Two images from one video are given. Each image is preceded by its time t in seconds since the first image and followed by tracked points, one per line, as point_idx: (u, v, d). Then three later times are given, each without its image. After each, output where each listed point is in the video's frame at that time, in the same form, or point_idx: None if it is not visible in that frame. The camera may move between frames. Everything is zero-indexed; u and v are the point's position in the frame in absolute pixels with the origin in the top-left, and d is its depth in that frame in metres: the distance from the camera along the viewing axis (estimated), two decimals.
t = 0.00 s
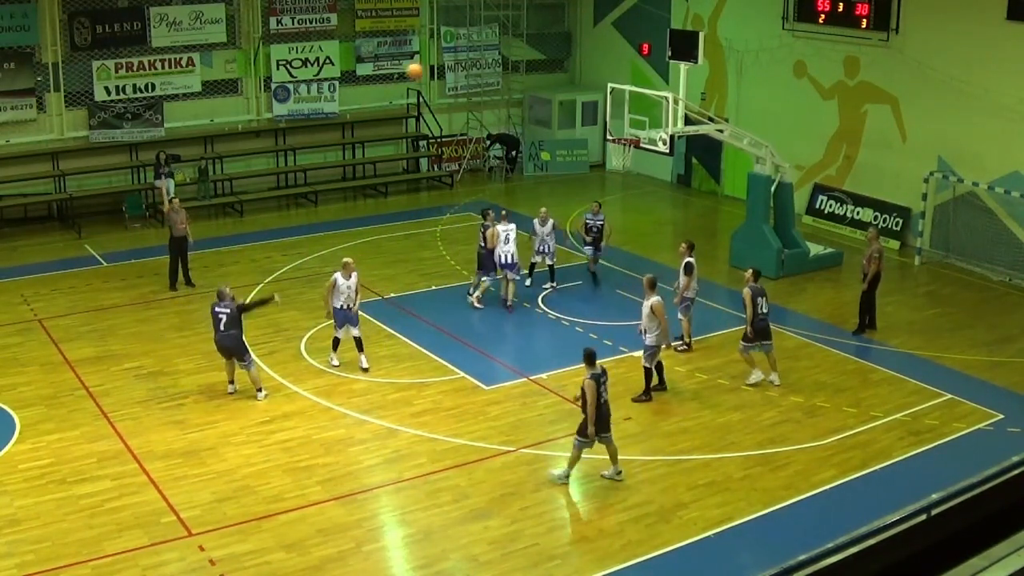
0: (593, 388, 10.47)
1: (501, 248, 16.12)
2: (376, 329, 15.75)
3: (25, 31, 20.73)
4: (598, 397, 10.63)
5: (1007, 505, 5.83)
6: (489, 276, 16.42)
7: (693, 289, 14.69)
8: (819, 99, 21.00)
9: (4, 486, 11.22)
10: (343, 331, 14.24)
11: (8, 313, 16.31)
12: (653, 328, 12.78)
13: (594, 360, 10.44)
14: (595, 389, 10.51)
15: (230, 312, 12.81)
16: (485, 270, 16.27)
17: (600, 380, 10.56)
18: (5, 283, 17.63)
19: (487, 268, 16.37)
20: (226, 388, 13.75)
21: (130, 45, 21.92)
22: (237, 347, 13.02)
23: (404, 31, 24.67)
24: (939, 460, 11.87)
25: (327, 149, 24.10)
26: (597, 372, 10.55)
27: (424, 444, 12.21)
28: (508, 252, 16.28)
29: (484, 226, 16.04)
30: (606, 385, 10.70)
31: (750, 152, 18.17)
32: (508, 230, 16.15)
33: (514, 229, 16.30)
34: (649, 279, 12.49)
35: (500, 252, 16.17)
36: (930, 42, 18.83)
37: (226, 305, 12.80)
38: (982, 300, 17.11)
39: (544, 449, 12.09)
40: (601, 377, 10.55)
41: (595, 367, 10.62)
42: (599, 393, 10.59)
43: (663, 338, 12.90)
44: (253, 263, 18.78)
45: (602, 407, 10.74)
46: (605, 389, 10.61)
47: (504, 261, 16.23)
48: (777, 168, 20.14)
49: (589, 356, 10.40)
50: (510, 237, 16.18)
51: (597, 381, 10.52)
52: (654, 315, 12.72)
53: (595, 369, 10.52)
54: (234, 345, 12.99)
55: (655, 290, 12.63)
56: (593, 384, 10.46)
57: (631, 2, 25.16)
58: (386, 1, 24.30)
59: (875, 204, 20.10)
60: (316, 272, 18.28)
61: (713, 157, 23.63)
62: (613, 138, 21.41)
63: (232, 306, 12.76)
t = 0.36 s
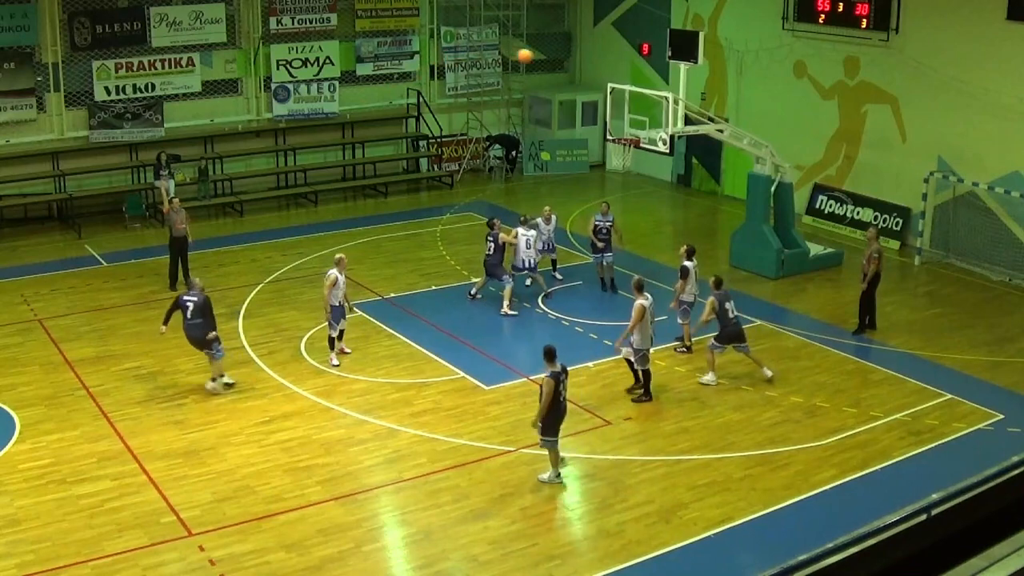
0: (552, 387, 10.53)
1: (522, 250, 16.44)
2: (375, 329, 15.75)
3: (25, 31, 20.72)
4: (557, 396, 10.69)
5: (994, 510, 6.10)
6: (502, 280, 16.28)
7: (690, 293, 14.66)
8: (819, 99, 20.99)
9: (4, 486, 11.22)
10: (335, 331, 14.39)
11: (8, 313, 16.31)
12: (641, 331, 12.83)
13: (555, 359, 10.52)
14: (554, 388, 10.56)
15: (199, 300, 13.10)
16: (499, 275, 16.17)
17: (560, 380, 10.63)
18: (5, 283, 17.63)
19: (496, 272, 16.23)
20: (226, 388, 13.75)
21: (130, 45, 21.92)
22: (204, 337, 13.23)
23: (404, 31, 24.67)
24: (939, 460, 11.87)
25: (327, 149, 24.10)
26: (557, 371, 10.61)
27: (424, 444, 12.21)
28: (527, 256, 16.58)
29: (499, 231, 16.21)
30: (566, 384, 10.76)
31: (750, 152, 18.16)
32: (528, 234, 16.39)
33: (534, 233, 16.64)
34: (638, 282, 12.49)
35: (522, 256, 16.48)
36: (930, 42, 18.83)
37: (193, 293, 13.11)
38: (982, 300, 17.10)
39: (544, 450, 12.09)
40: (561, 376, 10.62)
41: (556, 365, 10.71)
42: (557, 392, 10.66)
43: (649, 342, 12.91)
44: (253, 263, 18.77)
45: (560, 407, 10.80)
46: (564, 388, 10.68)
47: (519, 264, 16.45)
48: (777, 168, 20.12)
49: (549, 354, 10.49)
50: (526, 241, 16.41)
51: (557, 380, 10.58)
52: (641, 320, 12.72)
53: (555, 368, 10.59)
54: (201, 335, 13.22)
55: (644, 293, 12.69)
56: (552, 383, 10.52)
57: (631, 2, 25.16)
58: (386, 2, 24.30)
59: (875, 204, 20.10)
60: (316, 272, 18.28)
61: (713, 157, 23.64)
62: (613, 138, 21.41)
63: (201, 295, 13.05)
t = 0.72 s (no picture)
0: (511, 383, 10.59)
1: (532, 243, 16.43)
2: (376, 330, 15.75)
3: (25, 31, 20.72)
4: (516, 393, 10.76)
5: (995, 510, 6.11)
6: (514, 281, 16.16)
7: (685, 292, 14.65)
8: (819, 99, 20.99)
9: (4, 486, 11.22)
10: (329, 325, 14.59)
11: (8, 313, 16.31)
12: (624, 330, 12.77)
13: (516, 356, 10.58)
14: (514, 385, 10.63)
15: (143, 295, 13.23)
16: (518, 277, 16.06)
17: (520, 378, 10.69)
18: (5, 283, 17.63)
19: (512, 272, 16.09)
20: (226, 388, 13.75)
21: (130, 45, 21.92)
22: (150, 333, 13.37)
23: (404, 30, 24.67)
24: (939, 460, 11.86)
25: (327, 149, 24.11)
26: (517, 368, 10.67)
27: (424, 445, 12.22)
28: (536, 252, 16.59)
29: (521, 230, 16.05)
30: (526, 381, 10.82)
31: (750, 152, 18.16)
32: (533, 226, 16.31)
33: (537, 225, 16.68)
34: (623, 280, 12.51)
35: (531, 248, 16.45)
36: (930, 42, 18.84)
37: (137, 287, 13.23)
38: (982, 300, 17.10)
39: (544, 450, 12.09)
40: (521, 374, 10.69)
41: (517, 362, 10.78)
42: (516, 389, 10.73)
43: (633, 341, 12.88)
44: (253, 263, 18.77)
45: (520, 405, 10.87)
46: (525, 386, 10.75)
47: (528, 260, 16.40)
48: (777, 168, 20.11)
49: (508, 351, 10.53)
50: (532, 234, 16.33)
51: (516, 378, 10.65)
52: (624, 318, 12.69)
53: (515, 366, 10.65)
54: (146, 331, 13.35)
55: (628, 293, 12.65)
56: (512, 379, 10.59)
57: (631, 2, 25.16)
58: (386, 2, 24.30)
59: (875, 204, 20.10)
60: (315, 272, 18.28)
61: (713, 157, 23.64)
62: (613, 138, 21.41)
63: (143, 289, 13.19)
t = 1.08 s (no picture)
0: (470, 380, 10.60)
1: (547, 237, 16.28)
2: (375, 330, 15.74)
3: (25, 30, 20.71)
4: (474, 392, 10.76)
5: (1000, 508, 6.12)
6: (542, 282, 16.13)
7: (680, 291, 14.66)
8: (819, 99, 21.00)
9: (4, 487, 11.22)
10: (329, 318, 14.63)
11: (8, 313, 16.31)
12: (608, 329, 12.78)
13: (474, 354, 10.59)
14: (473, 382, 10.64)
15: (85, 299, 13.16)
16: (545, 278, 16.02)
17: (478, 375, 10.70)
18: (5, 283, 17.63)
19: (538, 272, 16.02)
20: (226, 388, 13.76)
21: (130, 45, 21.91)
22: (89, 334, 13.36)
23: (404, 30, 24.67)
24: (940, 460, 11.86)
25: (327, 149, 24.11)
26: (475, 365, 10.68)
27: (424, 445, 12.21)
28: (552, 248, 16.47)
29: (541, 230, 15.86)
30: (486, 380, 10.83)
31: (750, 152, 18.15)
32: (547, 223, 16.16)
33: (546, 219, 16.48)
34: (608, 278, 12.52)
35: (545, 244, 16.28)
36: (930, 43, 18.83)
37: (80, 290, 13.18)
38: (982, 300, 17.10)
39: (544, 450, 12.09)
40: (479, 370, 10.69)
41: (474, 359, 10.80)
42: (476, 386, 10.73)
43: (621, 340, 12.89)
44: (253, 263, 18.77)
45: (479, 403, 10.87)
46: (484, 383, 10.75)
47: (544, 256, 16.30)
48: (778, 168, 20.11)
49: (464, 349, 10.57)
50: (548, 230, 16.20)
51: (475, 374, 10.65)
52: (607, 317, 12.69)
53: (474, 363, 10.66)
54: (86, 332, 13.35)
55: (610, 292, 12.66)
56: (470, 376, 10.59)
57: (631, 2, 25.16)
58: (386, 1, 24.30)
59: (875, 204, 20.10)
60: (315, 273, 18.28)
61: (713, 157, 23.64)
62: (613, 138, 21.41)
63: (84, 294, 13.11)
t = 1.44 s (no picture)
0: (423, 379, 10.62)
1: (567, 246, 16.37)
2: (376, 330, 15.74)
3: (25, 31, 20.72)
4: (429, 391, 10.78)
5: (999, 508, 6.11)
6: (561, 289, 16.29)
7: (665, 292, 14.67)
8: (819, 99, 21.00)
9: (3, 487, 11.22)
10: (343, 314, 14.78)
11: (8, 313, 16.30)
12: (589, 332, 12.77)
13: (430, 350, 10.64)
14: (426, 381, 10.67)
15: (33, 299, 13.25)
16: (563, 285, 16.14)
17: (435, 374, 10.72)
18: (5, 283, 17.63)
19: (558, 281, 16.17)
20: (225, 388, 13.76)
21: (130, 45, 21.92)
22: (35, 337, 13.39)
23: (404, 31, 24.67)
24: (940, 460, 11.86)
25: (327, 149, 24.10)
26: (432, 365, 10.70)
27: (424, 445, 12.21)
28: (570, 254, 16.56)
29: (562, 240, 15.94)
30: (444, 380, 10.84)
31: (750, 152, 18.15)
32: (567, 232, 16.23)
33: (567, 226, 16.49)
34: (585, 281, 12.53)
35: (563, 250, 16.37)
36: (930, 42, 18.83)
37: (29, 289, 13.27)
38: (982, 300, 17.10)
39: (544, 450, 12.09)
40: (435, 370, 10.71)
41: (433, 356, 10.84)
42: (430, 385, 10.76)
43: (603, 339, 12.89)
44: (253, 263, 18.77)
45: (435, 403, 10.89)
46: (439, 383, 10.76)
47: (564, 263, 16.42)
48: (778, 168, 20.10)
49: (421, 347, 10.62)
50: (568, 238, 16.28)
51: (430, 373, 10.68)
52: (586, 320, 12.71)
53: (432, 362, 10.70)
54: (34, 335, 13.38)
55: (589, 294, 12.65)
56: (424, 374, 10.62)
57: (631, 2, 25.15)
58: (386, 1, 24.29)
59: (875, 204, 20.10)
60: (315, 273, 18.28)
61: (713, 157, 23.63)
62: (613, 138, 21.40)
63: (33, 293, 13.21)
